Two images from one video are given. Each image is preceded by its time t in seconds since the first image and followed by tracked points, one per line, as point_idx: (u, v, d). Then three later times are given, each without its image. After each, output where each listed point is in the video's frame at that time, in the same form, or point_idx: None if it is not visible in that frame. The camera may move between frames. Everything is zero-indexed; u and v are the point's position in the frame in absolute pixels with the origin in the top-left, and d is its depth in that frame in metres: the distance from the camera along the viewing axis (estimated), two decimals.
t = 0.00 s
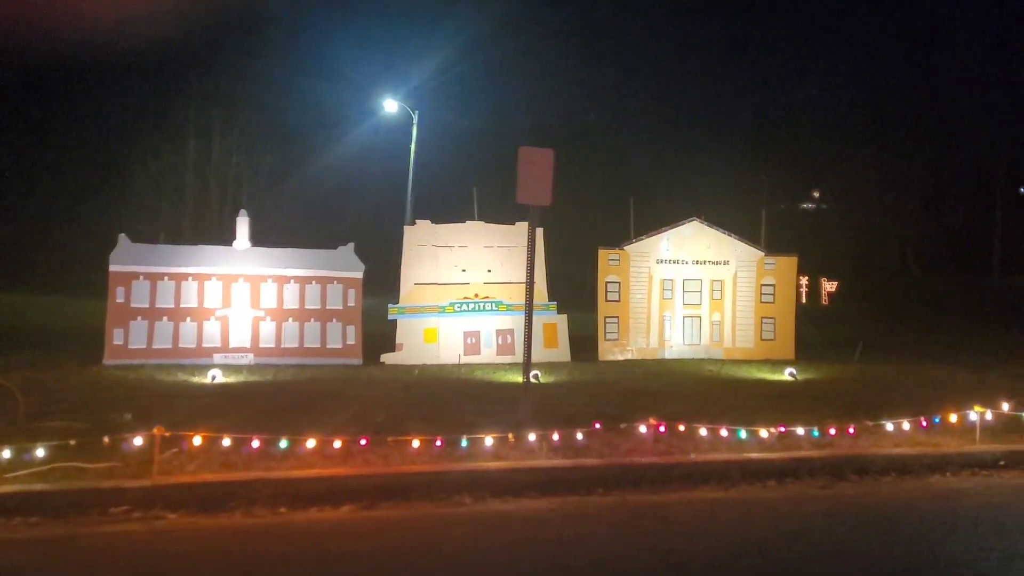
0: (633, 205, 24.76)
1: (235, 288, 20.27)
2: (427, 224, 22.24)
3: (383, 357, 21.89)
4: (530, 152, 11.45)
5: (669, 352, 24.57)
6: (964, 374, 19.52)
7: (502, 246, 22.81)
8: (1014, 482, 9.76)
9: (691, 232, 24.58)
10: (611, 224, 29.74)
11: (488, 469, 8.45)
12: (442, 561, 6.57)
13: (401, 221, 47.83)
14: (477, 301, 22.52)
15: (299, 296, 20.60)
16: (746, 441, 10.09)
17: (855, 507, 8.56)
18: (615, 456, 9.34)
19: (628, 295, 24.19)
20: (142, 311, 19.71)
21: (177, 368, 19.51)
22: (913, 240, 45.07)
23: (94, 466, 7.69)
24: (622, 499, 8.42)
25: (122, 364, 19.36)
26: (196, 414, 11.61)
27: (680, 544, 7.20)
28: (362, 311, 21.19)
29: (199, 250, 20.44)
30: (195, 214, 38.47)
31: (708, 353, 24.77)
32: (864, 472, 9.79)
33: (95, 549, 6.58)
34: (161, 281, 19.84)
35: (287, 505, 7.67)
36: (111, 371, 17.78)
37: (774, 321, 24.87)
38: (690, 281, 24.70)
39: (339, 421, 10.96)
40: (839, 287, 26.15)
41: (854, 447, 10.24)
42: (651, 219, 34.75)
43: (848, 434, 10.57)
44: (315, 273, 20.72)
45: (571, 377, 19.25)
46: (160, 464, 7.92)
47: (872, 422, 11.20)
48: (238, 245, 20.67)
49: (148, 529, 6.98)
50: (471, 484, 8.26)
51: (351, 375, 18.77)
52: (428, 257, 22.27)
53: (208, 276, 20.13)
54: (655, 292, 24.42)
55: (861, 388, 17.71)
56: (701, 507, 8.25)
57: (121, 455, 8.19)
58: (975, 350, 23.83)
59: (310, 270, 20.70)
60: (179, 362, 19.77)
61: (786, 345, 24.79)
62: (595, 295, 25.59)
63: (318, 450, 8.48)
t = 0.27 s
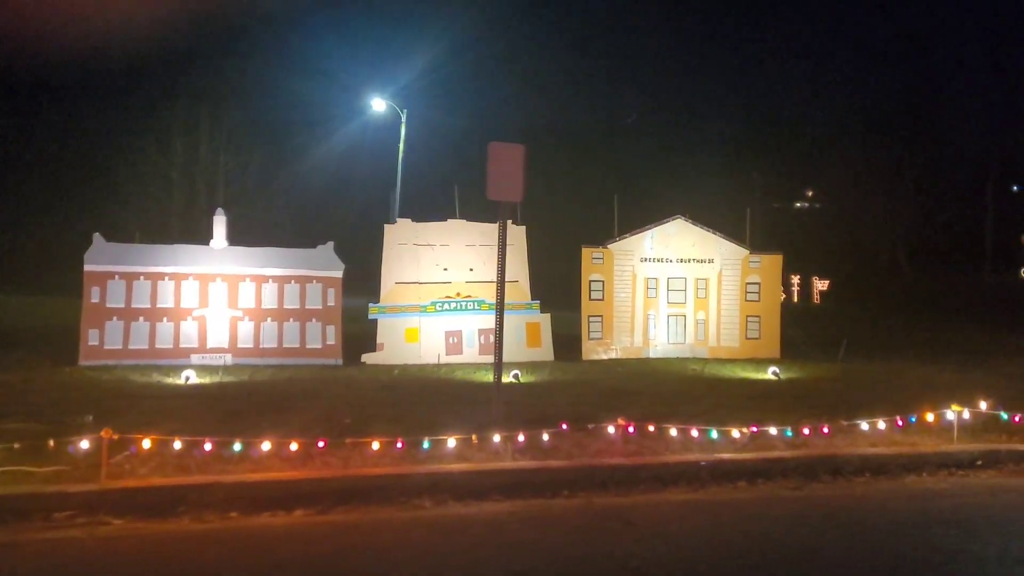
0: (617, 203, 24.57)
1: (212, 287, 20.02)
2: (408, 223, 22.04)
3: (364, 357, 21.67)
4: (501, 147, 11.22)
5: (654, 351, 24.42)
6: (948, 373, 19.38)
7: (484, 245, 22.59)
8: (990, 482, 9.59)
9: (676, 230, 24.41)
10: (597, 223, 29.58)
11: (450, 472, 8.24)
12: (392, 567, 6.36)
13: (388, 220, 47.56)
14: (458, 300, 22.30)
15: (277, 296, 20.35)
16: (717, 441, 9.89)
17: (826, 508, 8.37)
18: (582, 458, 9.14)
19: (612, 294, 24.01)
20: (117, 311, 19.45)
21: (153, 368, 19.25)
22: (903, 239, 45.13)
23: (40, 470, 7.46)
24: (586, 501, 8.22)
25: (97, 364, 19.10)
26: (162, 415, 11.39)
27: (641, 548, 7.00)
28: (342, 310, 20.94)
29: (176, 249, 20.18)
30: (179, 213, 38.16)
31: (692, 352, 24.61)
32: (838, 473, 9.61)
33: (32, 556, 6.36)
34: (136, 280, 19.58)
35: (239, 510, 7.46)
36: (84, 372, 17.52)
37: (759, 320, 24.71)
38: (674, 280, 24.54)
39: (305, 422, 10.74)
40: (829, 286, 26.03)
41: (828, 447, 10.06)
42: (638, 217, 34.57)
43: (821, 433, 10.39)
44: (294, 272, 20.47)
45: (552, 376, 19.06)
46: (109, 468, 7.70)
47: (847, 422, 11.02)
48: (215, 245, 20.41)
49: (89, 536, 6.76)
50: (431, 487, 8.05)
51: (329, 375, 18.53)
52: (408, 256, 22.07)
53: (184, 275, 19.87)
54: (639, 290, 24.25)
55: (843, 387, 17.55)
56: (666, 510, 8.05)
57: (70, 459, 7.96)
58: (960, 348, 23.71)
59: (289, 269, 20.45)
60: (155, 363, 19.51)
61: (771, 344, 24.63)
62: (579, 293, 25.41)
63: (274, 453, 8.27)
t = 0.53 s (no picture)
0: (601, 202, 24.39)
1: (189, 288, 19.74)
2: (388, 222, 21.81)
3: (344, 359, 21.45)
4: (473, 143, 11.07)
5: (638, 350, 24.28)
6: (931, 372, 19.23)
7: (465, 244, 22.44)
8: (965, 483, 9.39)
9: (660, 228, 24.24)
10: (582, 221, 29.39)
11: (409, 476, 8.02)
12: None
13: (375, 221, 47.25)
14: (440, 300, 22.06)
15: (255, 297, 20.09)
16: (687, 443, 9.69)
17: (794, 511, 8.17)
18: (547, 461, 8.93)
19: (596, 294, 23.82)
20: (92, 312, 19.19)
21: (129, 371, 18.97)
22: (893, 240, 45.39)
23: None
24: (547, 506, 8.01)
25: (71, 367, 18.83)
26: (123, 416, 11.12)
27: (599, 554, 6.78)
28: (322, 311, 20.68)
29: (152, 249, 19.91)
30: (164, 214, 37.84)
31: (677, 352, 24.46)
32: (810, 474, 9.41)
33: None
34: (111, 281, 19.31)
35: (187, 518, 7.25)
36: (56, 375, 17.25)
37: (743, 319, 24.55)
38: (658, 279, 24.39)
39: (269, 424, 10.51)
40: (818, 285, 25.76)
41: (801, 448, 9.86)
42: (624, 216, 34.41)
43: (795, 434, 10.18)
44: (272, 273, 20.21)
45: (533, 377, 18.86)
46: (52, 475, 7.47)
47: (821, 422, 10.83)
48: (191, 245, 20.14)
49: (28, 546, 6.54)
50: (388, 492, 7.83)
51: (306, 377, 18.29)
52: (389, 256, 21.84)
53: (160, 276, 19.61)
54: (623, 290, 24.09)
55: (825, 386, 17.42)
56: (630, 514, 7.84)
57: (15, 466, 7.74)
58: (945, 347, 23.57)
59: (267, 270, 20.19)
60: (130, 365, 19.25)
61: (757, 342, 24.47)
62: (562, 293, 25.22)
63: (227, 458, 8.05)
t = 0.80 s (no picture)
0: (582, 201, 24.14)
1: (159, 290, 19.44)
2: (365, 222, 21.52)
3: (319, 360, 21.15)
4: (438, 137, 10.81)
5: (619, 351, 24.08)
6: (911, 372, 19.10)
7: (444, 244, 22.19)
8: (934, 485, 9.28)
9: (641, 228, 24.04)
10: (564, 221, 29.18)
11: (362, 483, 7.79)
12: None
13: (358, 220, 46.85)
14: (418, 301, 21.64)
15: (228, 298, 19.78)
16: (653, 445, 9.48)
17: (759, 514, 8.00)
18: (508, 465, 8.68)
19: (577, 294, 23.58)
20: (60, 314, 18.86)
21: (98, 373, 18.67)
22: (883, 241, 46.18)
23: None
24: (506, 511, 7.81)
25: (39, 370, 18.52)
26: (75, 419, 10.79)
27: (555, 560, 6.59)
28: (296, 312, 20.39)
29: (121, 250, 19.58)
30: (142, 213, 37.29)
31: (658, 352, 24.29)
32: (778, 477, 9.22)
33: None
34: (79, 282, 18.97)
35: (127, 529, 7.00)
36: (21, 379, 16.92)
37: (725, 319, 24.39)
38: (639, 279, 24.19)
39: (227, 426, 10.23)
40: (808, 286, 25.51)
41: (770, 450, 9.69)
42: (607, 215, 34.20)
43: (764, 436, 10.00)
44: (244, 273, 19.90)
45: (509, 378, 18.62)
46: None
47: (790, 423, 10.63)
48: (162, 245, 19.82)
49: None
50: (339, 499, 7.60)
51: (279, 380, 18.01)
52: (366, 256, 21.50)
53: (130, 278, 19.28)
54: (604, 290, 23.87)
55: (803, 386, 17.26)
56: (590, 519, 7.65)
57: None
58: (926, 347, 23.52)
59: (239, 271, 19.87)
60: (99, 368, 18.94)
61: (738, 343, 24.32)
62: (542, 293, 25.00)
63: (173, 465, 7.80)
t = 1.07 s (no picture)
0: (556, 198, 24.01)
1: (124, 283, 19.09)
2: (337, 217, 21.29)
3: (287, 357, 20.81)
4: (401, 130, 10.76)
5: (593, 349, 23.91)
6: (882, 372, 19.07)
7: (416, 240, 22.02)
8: (896, 488, 9.17)
9: (616, 226, 23.90)
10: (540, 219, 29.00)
11: (305, 483, 7.58)
12: None
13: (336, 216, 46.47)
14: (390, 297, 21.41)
15: (195, 292, 19.47)
16: (611, 446, 9.30)
17: (716, 517, 7.86)
18: (461, 466, 8.49)
19: (551, 291, 23.43)
20: (21, 307, 18.48)
21: (59, 367, 18.33)
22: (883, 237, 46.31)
23: None
24: (456, 513, 7.64)
25: None
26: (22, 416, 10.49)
27: (500, 563, 6.40)
28: (265, 307, 20.08)
29: (85, 242, 19.22)
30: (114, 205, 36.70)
31: (632, 351, 24.15)
32: (737, 479, 9.08)
33: None
34: (40, 274, 18.60)
35: (56, 530, 6.76)
36: None
37: (699, 318, 24.29)
38: (614, 277, 24.05)
39: (176, 424, 9.97)
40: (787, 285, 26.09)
41: (732, 451, 9.54)
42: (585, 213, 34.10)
43: (725, 437, 9.86)
44: (212, 267, 19.58)
45: (479, 376, 18.39)
46: None
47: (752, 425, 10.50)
48: (127, 238, 19.47)
49: None
50: (281, 501, 7.38)
51: (244, 375, 17.72)
52: (337, 251, 21.24)
53: (93, 270, 18.93)
54: (578, 288, 23.72)
55: (774, 386, 17.18)
56: (542, 521, 7.48)
57: None
58: (899, 348, 23.53)
59: (206, 264, 19.55)
60: (61, 362, 18.59)
61: (713, 342, 24.22)
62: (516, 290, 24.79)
63: (110, 465, 7.54)
